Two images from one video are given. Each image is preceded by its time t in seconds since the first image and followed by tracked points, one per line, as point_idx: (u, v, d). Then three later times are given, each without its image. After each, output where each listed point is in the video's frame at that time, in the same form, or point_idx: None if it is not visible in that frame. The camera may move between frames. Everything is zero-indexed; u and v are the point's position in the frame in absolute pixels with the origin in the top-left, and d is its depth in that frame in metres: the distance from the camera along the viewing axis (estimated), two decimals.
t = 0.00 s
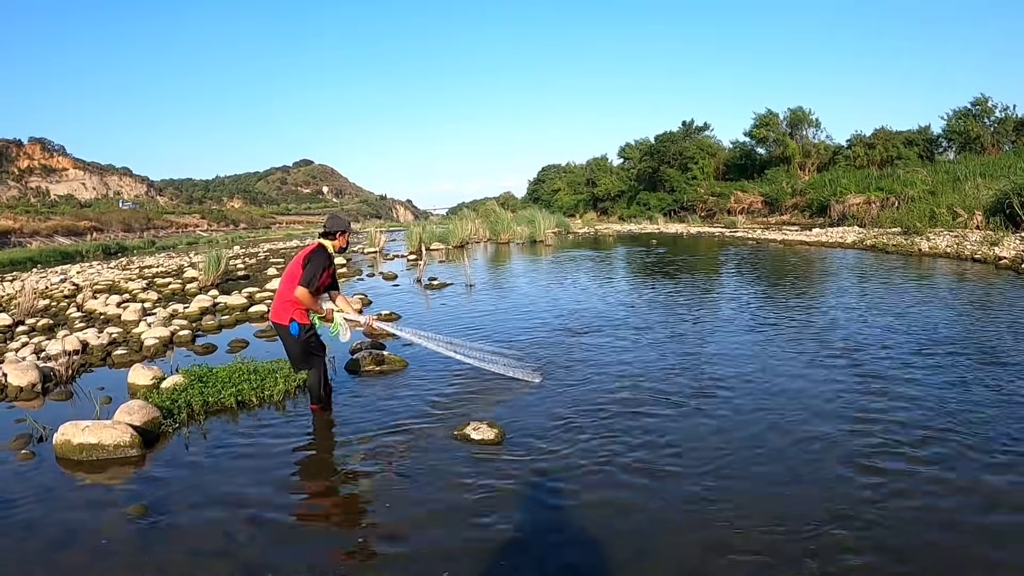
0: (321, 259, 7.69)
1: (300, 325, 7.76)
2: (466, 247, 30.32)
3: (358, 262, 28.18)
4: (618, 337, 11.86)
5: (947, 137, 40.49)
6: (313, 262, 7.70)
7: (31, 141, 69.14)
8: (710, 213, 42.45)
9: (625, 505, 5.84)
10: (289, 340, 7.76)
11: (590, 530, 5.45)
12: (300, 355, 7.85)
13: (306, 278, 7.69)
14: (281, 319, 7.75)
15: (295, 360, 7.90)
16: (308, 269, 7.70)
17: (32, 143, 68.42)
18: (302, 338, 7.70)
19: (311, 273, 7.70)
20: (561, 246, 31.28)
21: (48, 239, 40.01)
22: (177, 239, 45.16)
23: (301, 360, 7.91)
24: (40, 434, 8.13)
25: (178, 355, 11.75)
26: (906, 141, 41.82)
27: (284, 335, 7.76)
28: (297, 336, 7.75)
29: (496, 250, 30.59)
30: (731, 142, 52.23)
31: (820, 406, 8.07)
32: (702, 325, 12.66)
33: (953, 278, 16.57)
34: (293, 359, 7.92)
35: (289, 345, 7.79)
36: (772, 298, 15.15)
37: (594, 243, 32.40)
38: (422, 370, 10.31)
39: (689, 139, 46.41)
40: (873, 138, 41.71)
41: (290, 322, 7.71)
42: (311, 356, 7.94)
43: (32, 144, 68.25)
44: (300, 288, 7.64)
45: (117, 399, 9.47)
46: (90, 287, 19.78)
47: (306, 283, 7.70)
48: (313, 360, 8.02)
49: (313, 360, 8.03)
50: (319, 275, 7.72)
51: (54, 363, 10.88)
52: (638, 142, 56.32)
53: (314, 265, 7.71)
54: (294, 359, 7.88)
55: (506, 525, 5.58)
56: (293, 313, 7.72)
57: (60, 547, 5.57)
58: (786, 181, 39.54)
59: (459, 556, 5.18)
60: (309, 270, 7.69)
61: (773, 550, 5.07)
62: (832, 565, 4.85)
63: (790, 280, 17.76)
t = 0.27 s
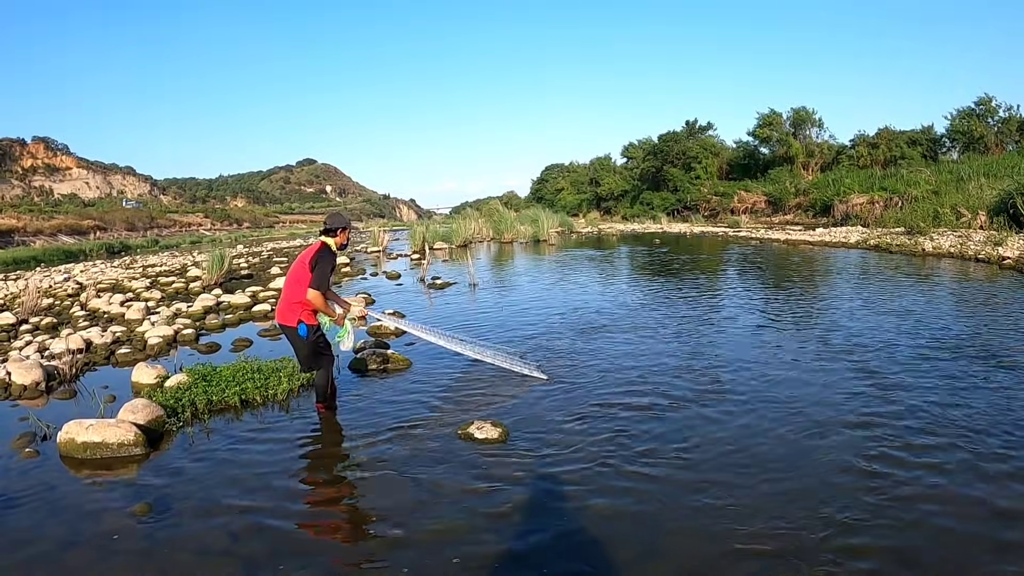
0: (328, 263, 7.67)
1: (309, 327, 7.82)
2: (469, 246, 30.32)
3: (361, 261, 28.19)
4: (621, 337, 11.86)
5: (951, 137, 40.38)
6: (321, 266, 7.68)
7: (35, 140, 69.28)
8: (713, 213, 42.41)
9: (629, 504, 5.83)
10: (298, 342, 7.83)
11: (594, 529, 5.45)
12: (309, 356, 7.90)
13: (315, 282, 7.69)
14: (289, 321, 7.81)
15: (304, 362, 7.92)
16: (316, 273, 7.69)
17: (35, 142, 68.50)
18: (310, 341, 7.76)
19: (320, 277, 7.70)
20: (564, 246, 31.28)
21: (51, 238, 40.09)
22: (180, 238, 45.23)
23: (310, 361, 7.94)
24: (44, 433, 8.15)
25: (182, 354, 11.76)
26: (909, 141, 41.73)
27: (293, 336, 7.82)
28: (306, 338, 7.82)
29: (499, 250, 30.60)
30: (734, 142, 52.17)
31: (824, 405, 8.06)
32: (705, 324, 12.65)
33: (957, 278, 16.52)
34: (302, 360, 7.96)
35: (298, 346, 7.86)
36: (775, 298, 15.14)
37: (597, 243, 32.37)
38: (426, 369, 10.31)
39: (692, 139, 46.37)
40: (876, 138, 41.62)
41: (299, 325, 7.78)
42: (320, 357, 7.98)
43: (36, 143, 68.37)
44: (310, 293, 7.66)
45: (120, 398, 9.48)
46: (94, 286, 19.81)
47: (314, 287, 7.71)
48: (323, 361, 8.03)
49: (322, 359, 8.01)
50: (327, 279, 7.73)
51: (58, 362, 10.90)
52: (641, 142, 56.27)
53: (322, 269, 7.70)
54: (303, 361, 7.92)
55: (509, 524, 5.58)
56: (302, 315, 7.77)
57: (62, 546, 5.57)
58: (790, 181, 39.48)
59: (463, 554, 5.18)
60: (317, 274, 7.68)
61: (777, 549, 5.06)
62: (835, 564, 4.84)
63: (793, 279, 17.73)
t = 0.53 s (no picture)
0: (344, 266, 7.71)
1: (322, 330, 7.83)
2: (473, 247, 30.33)
3: (365, 262, 28.21)
4: (626, 338, 11.85)
5: (955, 138, 40.29)
6: (336, 271, 7.68)
7: (39, 141, 69.48)
8: (717, 214, 42.37)
9: (634, 505, 5.83)
10: (310, 345, 7.80)
11: (598, 530, 5.44)
12: (322, 359, 7.90)
13: (332, 287, 7.70)
14: (301, 325, 7.76)
15: (316, 364, 7.92)
16: (331, 277, 7.69)
17: (40, 142, 68.70)
18: (325, 344, 7.80)
19: (335, 281, 7.72)
20: (568, 247, 31.28)
21: (56, 239, 40.19)
22: (185, 239, 45.35)
23: (322, 364, 7.95)
24: (49, 433, 8.17)
25: (186, 354, 11.78)
26: (913, 142, 41.64)
27: (304, 340, 7.79)
28: (319, 342, 7.83)
29: (502, 251, 30.60)
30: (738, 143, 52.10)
31: (829, 406, 8.04)
32: (709, 325, 12.65)
33: (961, 280, 16.47)
34: (313, 363, 7.96)
35: (309, 349, 7.83)
36: (779, 299, 15.13)
37: (601, 244, 32.34)
38: (430, 370, 10.32)
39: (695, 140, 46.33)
40: (880, 139, 41.53)
41: (312, 328, 7.76)
42: (331, 359, 8.00)
43: (41, 143, 68.57)
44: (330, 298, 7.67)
45: (125, 398, 9.49)
46: (98, 286, 19.85)
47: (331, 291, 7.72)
48: (333, 362, 8.05)
49: (336, 361, 8.09)
50: (343, 283, 7.77)
51: (62, 361, 10.92)
52: (644, 143, 56.25)
53: (337, 273, 7.71)
54: (315, 363, 7.92)
55: (511, 524, 5.58)
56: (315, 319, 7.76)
57: (65, 546, 5.58)
58: (793, 182, 39.43)
59: (467, 554, 5.17)
60: (333, 278, 7.68)
61: (782, 550, 5.04)
62: (838, 565, 4.83)
63: (796, 280, 17.71)
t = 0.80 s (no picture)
0: (354, 268, 7.73)
1: (327, 331, 7.83)
2: (476, 249, 30.33)
3: (368, 263, 28.23)
4: (629, 339, 11.84)
5: (958, 140, 40.21)
6: (347, 274, 7.71)
7: (43, 142, 69.66)
8: (720, 215, 42.35)
9: (637, 507, 5.81)
10: (314, 346, 7.78)
11: (601, 531, 5.43)
12: (326, 360, 7.89)
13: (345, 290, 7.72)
14: (307, 326, 7.73)
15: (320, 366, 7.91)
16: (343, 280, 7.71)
17: (44, 143, 68.93)
18: (330, 345, 7.79)
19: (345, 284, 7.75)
20: (571, 248, 31.29)
21: (60, 240, 40.28)
22: (188, 240, 45.45)
23: (326, 365, 7.94)
24: (52, 434, 8.17)
25: (189, 356, 11.78)
26: (916, 143, 41.56)
27: (309, 342, 7.76)
28: (324, 343, 7.82)
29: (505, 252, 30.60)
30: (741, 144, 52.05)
31: (833, 408, 8.02)
32: (712, 326, 12.63)
33: (965, 281, 16.41)
34: (318, 365, 7.94)
35: (314, 351, 7.81)
36: (782, 301, 15.11)
37: (604, 245, 32.33)
38: (433, 371, 10.31)
39: (698, 141, 46.31)
40: (883, 140, 41.47)
41: (318, 330, 7.75)
42: (335, 361, 8.00)
43: (45, 145, 68.76)
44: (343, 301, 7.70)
45: (128, 399, 9.50)
46: (102, 287, 19.88)
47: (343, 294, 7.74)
48: (337, 364, 8.05)
49: (338, 361, 8.08)
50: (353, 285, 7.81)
51: (66, 363, 10.92)
52: (647, 145, 56.24)
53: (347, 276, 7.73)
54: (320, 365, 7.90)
55: (512, 526, 5.57)
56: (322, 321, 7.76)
57: (65, 546, 5.59)
58: (797, 183, 39.39)
59: (470, 556, 5.16)
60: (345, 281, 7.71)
61: (786, 552, 5.03)
62: (838, 567, 4.82)
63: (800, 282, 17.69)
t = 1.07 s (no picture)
0: (359, 265, 7.73)
1: (331, 329, 7.85)
2: (477, 248, 30.31)
3: (369, 263, 28.23)
4: (629, 338, 11.84)
5: (959, 140, 40.19)
6: (352, 271, 7.69)
7: (44, 142, 69.67)
8: (720, 215, 42.34)
9: (637, 506, 5.81)
10: (318, 343, 7.81)
11: (601, 531, 5.42)
12: (329, 358, 7.90)
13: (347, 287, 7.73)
14: (311, 322, 7.77)
15: (322, 364, 7.92)
16: (347, 277, 7.70)
17: (44, 143, 68.96)
18: (334, 342, 7.83)
19: (349, 281, 7.74)
20: (571, 248, 31.28)
21: (60, 240, 40.31)
22: (188, 240, 45.42)
23: (328, 363, 7.95)
24: (53, 433, 8.18)
25: (190, 355, 11.78)
26: (917, 143, 41.53)
27: (313, 338, 7.81)
28: (328, 340, 7.84)
29: (505, 252, 30.59)
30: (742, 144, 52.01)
31: (834, 408, 8.01)
32: (712, 326, 12.64)
33: (966, 281, 16.39)
34: (321, 362, 7.95)
35: (318, 347, 7.84)
36: (782, 300, 15.11)
37: (604, 245, 32.33)
38: (434, 371, 10.30)
39: (699, 141, 46.29)
40: (884, 140, 41.43)
41: (321, 327, 7.78)
42: (338, 359, 8.01)
43: (45, 145, 68.79)
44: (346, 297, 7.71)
45: (129, 399, 9.49)
46: (102, 287, 19.88)
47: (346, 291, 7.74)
48: (340, 362, 8.05)
49: (342, 360, 8.08)
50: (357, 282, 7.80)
51: (65, 362, 10.91)
52: (647, 144, 56.23)
53: (351, 273, 7.72)
54: (322, 362, 7.91)
55: (513, 526, 5.56)
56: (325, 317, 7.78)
57: (65, 546, 5.59)
58: (797, 183, 39.37)
59: (469, 556, 5.16)
60: (348, 278, 7.70)
61: (785, 552, 5.02)
62: (839, 566, 4.82)
63: (800, 282, 17.68)
